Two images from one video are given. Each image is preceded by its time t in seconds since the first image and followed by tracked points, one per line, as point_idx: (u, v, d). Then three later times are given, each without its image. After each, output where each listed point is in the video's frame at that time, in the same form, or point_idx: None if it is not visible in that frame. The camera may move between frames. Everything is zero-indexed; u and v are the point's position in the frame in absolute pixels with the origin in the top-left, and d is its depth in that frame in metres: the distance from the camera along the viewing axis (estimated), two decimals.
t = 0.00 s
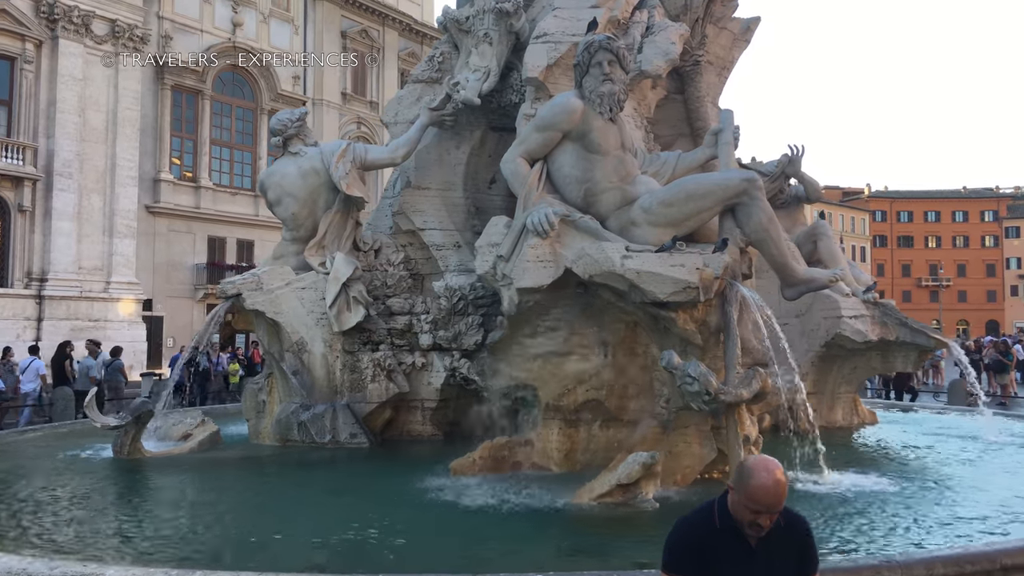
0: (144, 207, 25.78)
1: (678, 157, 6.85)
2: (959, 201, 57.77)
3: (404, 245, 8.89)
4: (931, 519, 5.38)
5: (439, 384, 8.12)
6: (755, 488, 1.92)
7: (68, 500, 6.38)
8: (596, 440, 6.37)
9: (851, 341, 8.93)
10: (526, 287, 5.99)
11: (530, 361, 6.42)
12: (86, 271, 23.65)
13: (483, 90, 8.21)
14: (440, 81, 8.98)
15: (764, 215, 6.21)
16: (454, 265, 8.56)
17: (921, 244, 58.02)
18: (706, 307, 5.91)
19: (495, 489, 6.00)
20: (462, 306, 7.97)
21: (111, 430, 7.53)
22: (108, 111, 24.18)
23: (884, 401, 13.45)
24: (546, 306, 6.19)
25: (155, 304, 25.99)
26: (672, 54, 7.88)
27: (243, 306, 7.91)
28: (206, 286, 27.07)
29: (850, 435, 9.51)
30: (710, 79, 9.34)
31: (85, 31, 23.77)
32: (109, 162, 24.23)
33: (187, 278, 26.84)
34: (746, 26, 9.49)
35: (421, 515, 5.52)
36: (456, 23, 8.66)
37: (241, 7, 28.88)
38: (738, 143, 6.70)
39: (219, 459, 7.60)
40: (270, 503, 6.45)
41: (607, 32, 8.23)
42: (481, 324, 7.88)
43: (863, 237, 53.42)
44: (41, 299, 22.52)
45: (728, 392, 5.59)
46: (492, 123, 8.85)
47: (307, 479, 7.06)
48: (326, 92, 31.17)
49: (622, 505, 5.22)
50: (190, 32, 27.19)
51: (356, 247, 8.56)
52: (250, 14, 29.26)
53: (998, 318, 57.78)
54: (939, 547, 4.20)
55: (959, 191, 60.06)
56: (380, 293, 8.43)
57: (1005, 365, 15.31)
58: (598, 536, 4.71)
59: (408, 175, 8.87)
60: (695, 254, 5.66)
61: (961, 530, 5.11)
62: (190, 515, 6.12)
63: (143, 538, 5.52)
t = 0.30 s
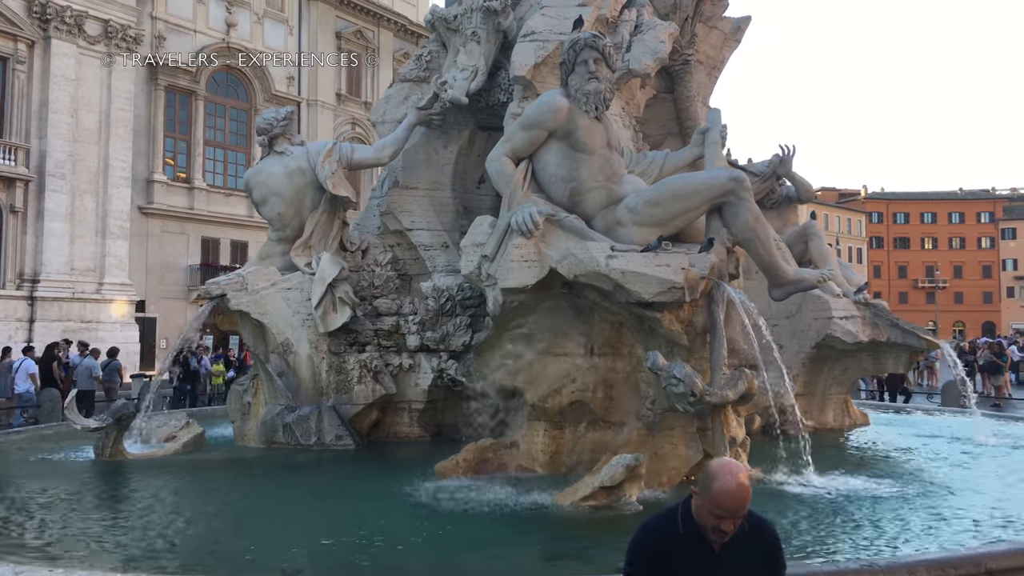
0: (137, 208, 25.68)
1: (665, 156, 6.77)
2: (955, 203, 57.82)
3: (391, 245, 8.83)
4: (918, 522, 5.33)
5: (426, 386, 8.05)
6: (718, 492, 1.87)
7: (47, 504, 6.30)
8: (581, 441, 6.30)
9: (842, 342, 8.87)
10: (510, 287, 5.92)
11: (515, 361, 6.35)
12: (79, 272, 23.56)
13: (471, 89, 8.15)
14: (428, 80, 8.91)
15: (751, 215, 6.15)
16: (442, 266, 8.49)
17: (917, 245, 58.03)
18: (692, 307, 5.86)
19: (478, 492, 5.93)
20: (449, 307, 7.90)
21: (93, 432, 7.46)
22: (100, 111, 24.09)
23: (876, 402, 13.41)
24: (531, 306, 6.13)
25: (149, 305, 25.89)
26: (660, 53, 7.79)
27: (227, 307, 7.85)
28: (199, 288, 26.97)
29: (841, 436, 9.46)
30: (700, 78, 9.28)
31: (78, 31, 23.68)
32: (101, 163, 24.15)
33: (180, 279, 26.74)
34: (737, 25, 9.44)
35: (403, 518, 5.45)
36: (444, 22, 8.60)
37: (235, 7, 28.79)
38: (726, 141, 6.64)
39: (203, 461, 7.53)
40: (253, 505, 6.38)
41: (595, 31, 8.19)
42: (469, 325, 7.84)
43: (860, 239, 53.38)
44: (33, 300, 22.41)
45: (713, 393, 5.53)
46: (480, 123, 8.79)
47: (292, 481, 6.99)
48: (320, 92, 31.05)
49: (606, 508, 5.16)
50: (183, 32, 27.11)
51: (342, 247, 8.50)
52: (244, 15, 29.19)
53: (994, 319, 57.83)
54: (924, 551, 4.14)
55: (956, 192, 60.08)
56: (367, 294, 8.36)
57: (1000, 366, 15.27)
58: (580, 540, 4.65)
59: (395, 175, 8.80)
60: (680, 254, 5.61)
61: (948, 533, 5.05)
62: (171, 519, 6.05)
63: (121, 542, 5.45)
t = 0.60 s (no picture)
0: (130, 207, 25.59)
1: (651, 153, 6.70)
2: (953, 203, 57.78)
3: (378, 244, 8.76)
4: (904, 524, 5.25)
5: (412, 386, 7.97)
6: (668, 494, 1.81)
7: (25, 505, 6.23)
8: (565, 442, 6.23)
9: (832, 342, 8.82)
10: (492, 286, 5.85)
11: (499, 360, 6.28)
12: (72, 272, 23.47)
13: (457, 86, 8.08)
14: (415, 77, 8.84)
15: (736, 212, 6.09)
16: (428, 265, 8.40)
17: (915, 245, 57.99)
18: (676, 307, 5.80)
19: (460, 493, 5.87)
20: (436, 307, 7.80)
21: (73, 433, 7.40)
22: (93, 110, 24.02)
23: (869, 402, 13.35)
24: (514, 305, 6.06)
25: (142, 305, 25.80)
26: (648, 50, 7.71)
27: (211, 306, 7.78)
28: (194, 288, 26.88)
29: (831, 436, 9.39)
30: (689, 76, 9.22)
31: (71, 30, 23.60)
32: (95, 162, 24.07)
33: (174, 279, 26.65)
34: (727, 23, 9.38)
35: (382, 520, 5.39)
36: (431, 19, 8.53)
37: (230, 6, 28.70)
38: (712, 139, 6.58)
39: (185, 461, 7.47)
40: (236, 507, 6.32)
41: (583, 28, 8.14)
42: (455, 324, 7.76)
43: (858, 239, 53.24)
44: (26, 300, 22.31)
45: (696, 393, 5.48)
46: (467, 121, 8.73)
47: (275, 482, 6.93)
48: (315, 92, 30.94)
49: (586, 509, 5.10)
50: (178, 31, 27.02)
51: (328, 246, 8.42)
52: (238, 13, 29.10)
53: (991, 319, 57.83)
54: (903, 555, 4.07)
55: (953, 193, 60.06)
56: (353, 293, 8.29)
57: (994, 366, 15.22)
58: (558, 543, 4.59)
59: (382, 173, 8.72)
60: (663, 253, 5.55)
61: (930, 535, 4.99)
62: (151, 520, 5.98)
63: (96, 545, 5.38)
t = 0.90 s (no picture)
0: (126, 209, 25.54)
1: (635, 154, 6.65)
2: (952, 205, 57.84)
3: (366, 246, 8.72)
4: (887, 529, 5.20)
5: (399, 389, 7.91)
6: (612, 502, 1.75)
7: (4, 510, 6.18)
8: (548, 445, 6.18)
9: (821, 344, 8.79)
10: (473, 288, 5.80)
11: (481, 362, 6.23)
12: (67, 274, 23.42)
13: (444, 87, 8.04)
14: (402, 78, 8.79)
15: (720, 213, 6.04)
16: (415, 267, 8.35)
17: (914, 248, 57.97)
18: (659, 309, 5.75)
19: (441, 496, 5.82)
20: (423, 309, 7.73)
21: (54, 436, 7.33)
22: (89, 113, 24.00)
23: (862, 405, 13.29)
24: (496, 306, 6.00)
25: (138, 307, 25.75)
26: (634, 51, 7.67)
27: (195, 308, 7.74)
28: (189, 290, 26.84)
29: (822, 440, 9.34)
30: (679, 77, 9.18)
31: (67, 32, 23.59)
32: (90, 164, 24.05)
33: (169, 281, 26.61)
34: (717, 24, 9.36)
35: (361, 526, 5.34)
36: (418, 19, 8.48)
37: (226, 9, 28.68)
38: (698, 140, 6.54)
39: (168, 465, 7.42)
40: (218, 511, 6.27)
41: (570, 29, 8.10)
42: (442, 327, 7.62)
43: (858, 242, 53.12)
44: (21, 302, 22.26)
45: (677, 396, 5.44)
46: (455, 122, 8.68)
47: (258, 485, 6.88)
48: (312, 94, 30.92)
49: (566, 514, 5.05)
50: (174, 33, 27.02)
51: (315, 248, 8.38)
52: (235, 15, 29.08)
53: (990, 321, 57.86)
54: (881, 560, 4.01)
55: (952, 195, 60.06)
56: (340, 295, 8.23)
57: (989, 369, 15.21)
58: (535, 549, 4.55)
59: (369, 174, 8.68)
60: (645, 254, 5.52)
61: (911, 540, 4.93)
62: (132, 524, 5.94)
63: (71, 549, 5.32)
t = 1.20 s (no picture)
0: (122, 211, 25.48)
1: (623, 155, 6.59)
2: (951, 206, 57.82)
3: (355, 247, 8.66)
4: (874, 532, 5.14)
5: (387, 391, 7.85)
6: (561, 511, 1.69)
7: None
8: (534, 448, 6.12)
9: (813, 346, 8.73)
10: (457, 289, 5.73)
11: (466, 365, 6.17)
12: (63, 276, 23.36)
13: (432, 88, 7.97)
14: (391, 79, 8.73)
15: (707, 214, 5.98)
16: (404, 268, 8.29)
17: (914, 249, 57.88)
18: (645, 310, 5.69)
19: (424, 500, 5.76)
20: (412, 311, 7.66)
21: (37, 439, 7.28)
22: (85, 114, 23.97)
23: (857, 407, 13.23)
24: (481, 308, 5.93)
25: (134, 309, 25.70)
26: (624, 51, 7.61)
27: (181, 310, 7.68)
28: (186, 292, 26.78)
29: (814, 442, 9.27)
30: (671, 78, 9.12)
31: (63, 34, 23.55)
32: (87, 166, 24.01)
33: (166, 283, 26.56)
34: (709, 24, 9.31)
35: (342, 530, 5.29)
36: (407, 19, 8.42)
37: (223, 10, 28.63)
38: (685, 140, 6.48)
39: (154, 468, 7.37)
40: (202, 514, 6.20)
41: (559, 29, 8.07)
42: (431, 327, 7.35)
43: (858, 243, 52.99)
44: (16, 305, 22.19)
45: (662, 399, 5.38)
46: (445, 122, 8.61)
47: (245, 489, 6.81)
48: (310, 96, 30.88)
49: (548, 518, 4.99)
50: (171, 35, 26.98)
51: (303, 249, 8.32)
52: (232, 17, 29.03)
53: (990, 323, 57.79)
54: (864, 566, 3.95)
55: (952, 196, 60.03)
56: (328, 297, 8.17)
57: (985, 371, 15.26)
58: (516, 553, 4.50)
59: (358, 175, 8.61)
60: (630, 255, 5.46)
61: (897, 545, 4.87)
62: (115, 528, 5.87)
63: (49, 554, 5.25)
